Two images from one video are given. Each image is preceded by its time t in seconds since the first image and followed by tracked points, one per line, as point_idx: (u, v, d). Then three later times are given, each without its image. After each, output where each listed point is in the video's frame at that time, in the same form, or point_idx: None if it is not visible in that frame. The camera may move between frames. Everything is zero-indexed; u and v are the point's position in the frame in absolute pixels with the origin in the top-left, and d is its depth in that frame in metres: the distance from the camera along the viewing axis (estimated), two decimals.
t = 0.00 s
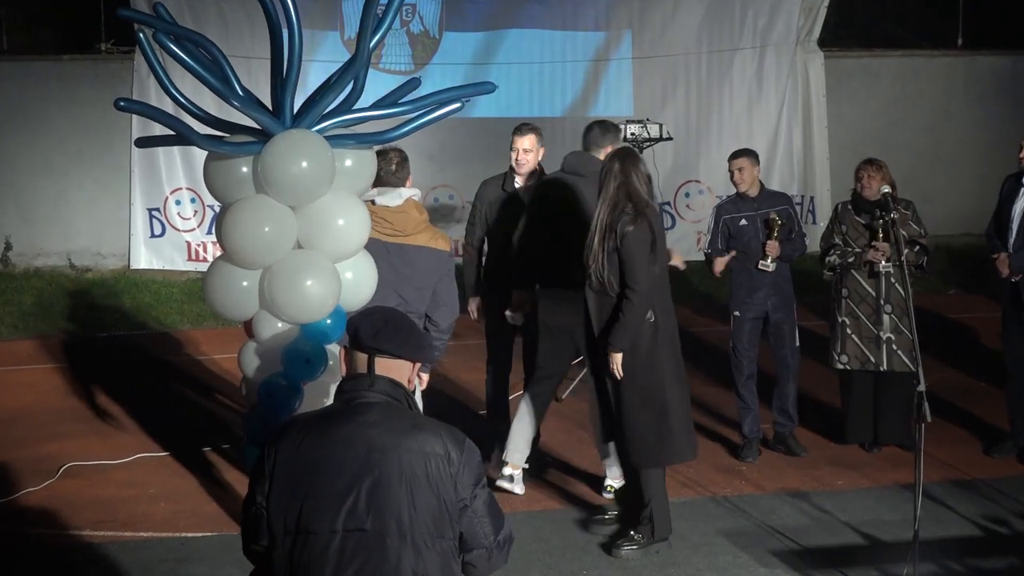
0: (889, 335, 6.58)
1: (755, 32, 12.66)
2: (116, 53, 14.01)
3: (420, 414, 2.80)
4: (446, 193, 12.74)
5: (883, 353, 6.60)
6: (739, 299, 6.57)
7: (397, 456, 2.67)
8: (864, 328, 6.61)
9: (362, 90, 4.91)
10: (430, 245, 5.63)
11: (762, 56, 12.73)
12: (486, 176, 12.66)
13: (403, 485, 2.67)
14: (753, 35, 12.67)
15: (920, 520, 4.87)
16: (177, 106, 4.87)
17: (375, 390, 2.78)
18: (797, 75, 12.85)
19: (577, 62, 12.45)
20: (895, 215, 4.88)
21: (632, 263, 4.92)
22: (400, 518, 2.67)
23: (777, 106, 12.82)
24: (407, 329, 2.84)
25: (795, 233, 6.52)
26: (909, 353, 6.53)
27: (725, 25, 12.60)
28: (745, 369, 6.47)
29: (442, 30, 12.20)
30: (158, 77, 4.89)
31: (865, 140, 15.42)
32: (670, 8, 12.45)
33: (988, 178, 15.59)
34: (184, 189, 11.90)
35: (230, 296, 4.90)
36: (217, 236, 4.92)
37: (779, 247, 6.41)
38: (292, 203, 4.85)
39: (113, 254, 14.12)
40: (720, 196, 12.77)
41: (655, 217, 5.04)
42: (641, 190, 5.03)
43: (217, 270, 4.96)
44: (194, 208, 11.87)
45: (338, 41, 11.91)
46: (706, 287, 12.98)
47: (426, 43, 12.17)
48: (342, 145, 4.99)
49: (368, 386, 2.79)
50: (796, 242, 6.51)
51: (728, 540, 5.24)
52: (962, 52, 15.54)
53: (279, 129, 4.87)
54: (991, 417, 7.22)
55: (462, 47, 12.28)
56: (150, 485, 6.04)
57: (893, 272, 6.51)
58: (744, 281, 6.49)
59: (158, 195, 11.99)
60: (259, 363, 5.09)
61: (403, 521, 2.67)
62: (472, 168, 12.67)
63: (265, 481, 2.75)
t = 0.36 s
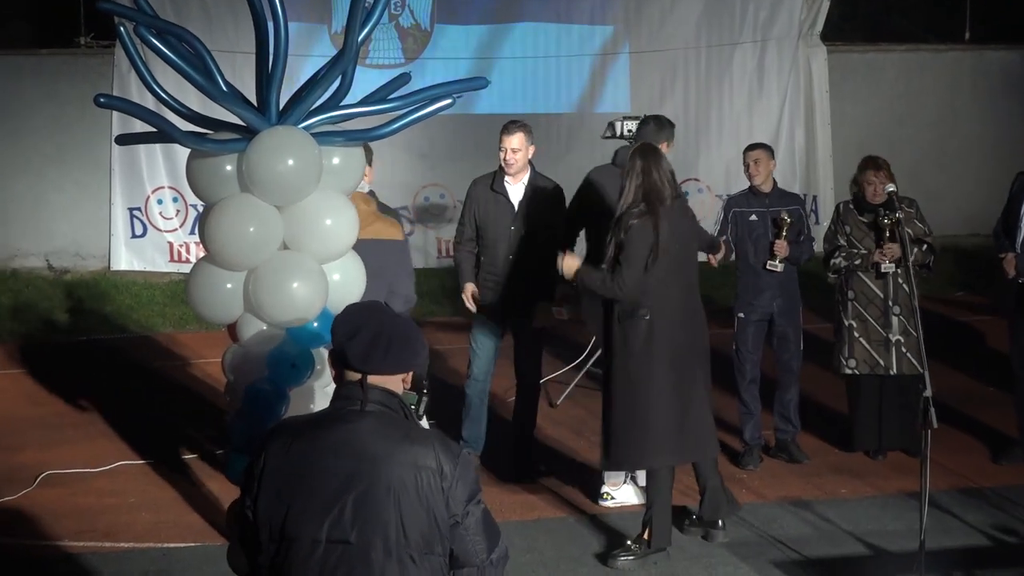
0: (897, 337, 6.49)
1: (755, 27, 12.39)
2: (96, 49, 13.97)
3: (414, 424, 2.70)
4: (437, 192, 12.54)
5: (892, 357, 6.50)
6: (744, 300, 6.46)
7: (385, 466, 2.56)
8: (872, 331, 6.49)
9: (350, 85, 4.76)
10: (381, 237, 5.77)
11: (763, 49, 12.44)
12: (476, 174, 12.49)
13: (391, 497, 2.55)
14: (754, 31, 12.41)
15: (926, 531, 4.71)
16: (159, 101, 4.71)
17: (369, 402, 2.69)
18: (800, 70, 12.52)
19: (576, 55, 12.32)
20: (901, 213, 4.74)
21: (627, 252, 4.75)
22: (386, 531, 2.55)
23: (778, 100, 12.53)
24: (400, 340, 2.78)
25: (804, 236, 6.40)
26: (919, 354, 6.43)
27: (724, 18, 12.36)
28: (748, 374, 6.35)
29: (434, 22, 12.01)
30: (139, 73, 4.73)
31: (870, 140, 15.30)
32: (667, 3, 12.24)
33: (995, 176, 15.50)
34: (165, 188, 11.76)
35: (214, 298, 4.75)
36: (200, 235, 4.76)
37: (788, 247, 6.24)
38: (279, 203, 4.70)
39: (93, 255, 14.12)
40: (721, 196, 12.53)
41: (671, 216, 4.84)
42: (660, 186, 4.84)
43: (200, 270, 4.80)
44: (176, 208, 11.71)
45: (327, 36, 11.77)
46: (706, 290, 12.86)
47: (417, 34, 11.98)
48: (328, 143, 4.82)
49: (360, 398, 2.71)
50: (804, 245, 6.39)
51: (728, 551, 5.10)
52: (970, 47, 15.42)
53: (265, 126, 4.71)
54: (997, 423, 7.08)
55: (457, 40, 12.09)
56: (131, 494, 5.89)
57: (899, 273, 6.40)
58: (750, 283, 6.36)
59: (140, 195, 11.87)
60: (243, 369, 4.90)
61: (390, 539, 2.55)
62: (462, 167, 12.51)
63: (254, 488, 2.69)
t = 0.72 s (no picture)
0: (908, 343, 6.53)
1: (757, 24, 11.51)
2: (76, 47, 14.45)
3: (416, 439, 2.78)
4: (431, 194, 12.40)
5: (902, 364, 6.55)
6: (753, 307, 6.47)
7: (381, 485, 2.65)
8: (881, 337, 6.56)
9: (340, 84, 4.62)
10: (359, 233, 5.40)
11: (766, 48, 11.55)
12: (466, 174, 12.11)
13: (385, 515, 2.64)
14: (756, 28, 11.53)
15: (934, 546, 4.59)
16: (144, 101, 4.56)
17: (369, 415, 2.79)
18: (804, 68, 11.59)
19: (576, 54, 11.59)
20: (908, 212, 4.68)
21: (646, 242, 4.90)
22: (375, 549, 2.63)
23: (781, 100, 11.66)
24: (400, 354, 2.85)
25: (815, 239, 6.42)
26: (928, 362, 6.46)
27: (725, 15, 11.49)
28: (755, 382, 6.36)
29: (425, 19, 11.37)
30: (123, 72, 4.58)
31: (875, 141, 15.66)
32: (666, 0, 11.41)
33: (1004, 176, 15.79)
34: (149, 190, 11.30)
35: (199, 305, 4.59)
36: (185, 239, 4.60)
37: (799, 253, 6.30)
38: (265, 205, 4.55)
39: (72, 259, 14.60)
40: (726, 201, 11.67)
41: (696, 215, 4.97)
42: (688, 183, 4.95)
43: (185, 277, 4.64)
44: (160, 211, 11.24)
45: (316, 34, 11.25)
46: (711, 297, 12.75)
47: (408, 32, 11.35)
48: (320, 144, 4.70)
49: (361, 411, 2.79)
50: (815, 248, 6.40)
51: (731, 566, 5.01)
52: (979, 45, 15.70)
53: (252, 126, 4.56)
54: (1007, 433, 6.95)
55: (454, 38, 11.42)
56: (110, 506, 5.76)
57: (908, 278, 6.44)
58: (760, 287, 6.39)
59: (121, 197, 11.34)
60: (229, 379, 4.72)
61: (380, 557, 2.64)
62: (454, 166, 12.09)
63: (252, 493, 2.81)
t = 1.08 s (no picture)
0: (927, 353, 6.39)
1: (765, 24, 11.03)
2: (61, 47, 13.92)
3: (410, 453, 2.69)
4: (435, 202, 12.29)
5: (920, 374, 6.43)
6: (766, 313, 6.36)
7: (372, 500, 2.56)
8: (898, 345, 6.44)
9: (333, 86, 4.47)
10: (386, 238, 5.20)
11: (774, 48, 11.07)
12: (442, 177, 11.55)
13: (377, 532, 2.55)
14: (763, 29, 11.05)
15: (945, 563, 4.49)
16: (132, 103, 4.42)
17: (360, 429, 2.69)
18: (813, 68, 11.11)
19: (579, 55, 11.22)
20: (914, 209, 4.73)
21: (668, 238, 5.08)
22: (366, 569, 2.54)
23: (790, 101, 11.13)
24: (389, 365, 2.76)
25: (832, 247, 6.39)
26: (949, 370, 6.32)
27: (732, 13, 11.03)
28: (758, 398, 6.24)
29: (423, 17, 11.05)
30: (110, 73, 4.44)
31: (890, 143, 15.02)
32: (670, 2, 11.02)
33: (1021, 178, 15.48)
34: (136, 196, 10.98)
35: (188, 314, 4.43)
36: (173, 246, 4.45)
37: (813, 259, 6.10)
38: (258, 211, 4.40)
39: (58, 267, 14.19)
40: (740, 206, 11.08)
41: (721, 219, 5.16)
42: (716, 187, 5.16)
43: (175, 284, 4.48)
44: (148, 216, 10.96)
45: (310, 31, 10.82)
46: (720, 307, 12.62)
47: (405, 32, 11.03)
48: (314, 148, 4.55)
49: (350, 424, 2.70)
50: (831, 256, 6.36)
51: None
52: (995, 43, 15.08)
53: (243, 129, 4.41)
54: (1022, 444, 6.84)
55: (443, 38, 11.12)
56: (98, 521, 5.66)
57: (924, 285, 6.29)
58: (774, 294, 6.27)
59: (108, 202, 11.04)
60: (221, 390, 4.57)
61: None
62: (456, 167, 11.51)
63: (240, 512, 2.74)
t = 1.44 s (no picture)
0: (941, 362, 6.28)
1: (772, 23, 10.84)
2: (44, 47, 13.69)
3: (394, 467, 2.62)
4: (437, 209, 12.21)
5: (934, 385, 6.30)
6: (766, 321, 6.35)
7: (353, 514, 2.49)
8: (912, 354, 6.31)
9: (325, 87, 4.34)
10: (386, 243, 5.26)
11: (781, 48, 10.87)
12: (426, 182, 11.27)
13: (359, 548, 2.48)
14: (770, 28, 10.86)
15: None
16: (119, 107, 4.29)
17: (341, 442, 2.62)
18: (821, 69, 10.87)
19: (580, 56, 11.11)
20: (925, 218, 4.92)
21: (656, 253, 5.02)
22: None
23: (796, 102, 10.92)
24: (373, 376, 2.67)
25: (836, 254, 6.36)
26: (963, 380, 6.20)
27: (737, 11, 10.84)
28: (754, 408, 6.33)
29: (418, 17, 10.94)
30: (96, 76, 4.31)
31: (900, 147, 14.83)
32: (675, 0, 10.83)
33: None
34: (121, 201, 10.75)
35: (176, 324, 4.29)
36: (161, 254, 4.31)
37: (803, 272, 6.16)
38: (247, 217, 4.25)
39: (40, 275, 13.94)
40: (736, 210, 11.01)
41: (713, 230, 5.06)
42: (707, 197, 5.08)
43: (162, 293, 4.33)
44: (134, 223, 10.71)
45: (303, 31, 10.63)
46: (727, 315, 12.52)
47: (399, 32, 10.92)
48: (306, 152, 4.41)
49: (332, 438, 2.63)
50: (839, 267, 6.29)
51: None
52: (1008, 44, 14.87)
53: (232, 132, 4.26)
54: None
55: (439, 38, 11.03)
56: (86, 539, 5.55)
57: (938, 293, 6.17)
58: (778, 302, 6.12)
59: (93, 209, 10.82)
60: (204, 399, 4.39)
61: None
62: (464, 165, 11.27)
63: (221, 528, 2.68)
